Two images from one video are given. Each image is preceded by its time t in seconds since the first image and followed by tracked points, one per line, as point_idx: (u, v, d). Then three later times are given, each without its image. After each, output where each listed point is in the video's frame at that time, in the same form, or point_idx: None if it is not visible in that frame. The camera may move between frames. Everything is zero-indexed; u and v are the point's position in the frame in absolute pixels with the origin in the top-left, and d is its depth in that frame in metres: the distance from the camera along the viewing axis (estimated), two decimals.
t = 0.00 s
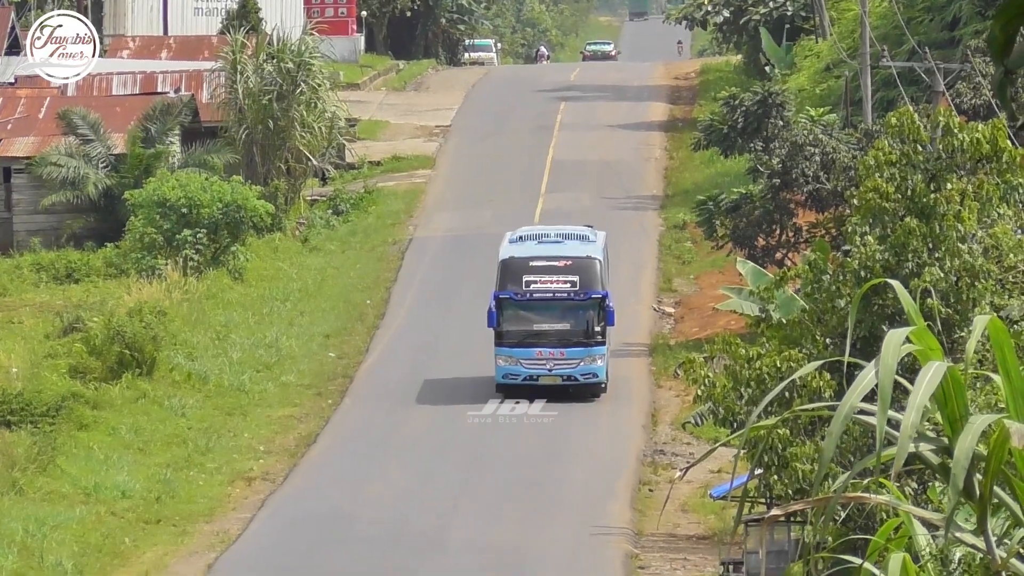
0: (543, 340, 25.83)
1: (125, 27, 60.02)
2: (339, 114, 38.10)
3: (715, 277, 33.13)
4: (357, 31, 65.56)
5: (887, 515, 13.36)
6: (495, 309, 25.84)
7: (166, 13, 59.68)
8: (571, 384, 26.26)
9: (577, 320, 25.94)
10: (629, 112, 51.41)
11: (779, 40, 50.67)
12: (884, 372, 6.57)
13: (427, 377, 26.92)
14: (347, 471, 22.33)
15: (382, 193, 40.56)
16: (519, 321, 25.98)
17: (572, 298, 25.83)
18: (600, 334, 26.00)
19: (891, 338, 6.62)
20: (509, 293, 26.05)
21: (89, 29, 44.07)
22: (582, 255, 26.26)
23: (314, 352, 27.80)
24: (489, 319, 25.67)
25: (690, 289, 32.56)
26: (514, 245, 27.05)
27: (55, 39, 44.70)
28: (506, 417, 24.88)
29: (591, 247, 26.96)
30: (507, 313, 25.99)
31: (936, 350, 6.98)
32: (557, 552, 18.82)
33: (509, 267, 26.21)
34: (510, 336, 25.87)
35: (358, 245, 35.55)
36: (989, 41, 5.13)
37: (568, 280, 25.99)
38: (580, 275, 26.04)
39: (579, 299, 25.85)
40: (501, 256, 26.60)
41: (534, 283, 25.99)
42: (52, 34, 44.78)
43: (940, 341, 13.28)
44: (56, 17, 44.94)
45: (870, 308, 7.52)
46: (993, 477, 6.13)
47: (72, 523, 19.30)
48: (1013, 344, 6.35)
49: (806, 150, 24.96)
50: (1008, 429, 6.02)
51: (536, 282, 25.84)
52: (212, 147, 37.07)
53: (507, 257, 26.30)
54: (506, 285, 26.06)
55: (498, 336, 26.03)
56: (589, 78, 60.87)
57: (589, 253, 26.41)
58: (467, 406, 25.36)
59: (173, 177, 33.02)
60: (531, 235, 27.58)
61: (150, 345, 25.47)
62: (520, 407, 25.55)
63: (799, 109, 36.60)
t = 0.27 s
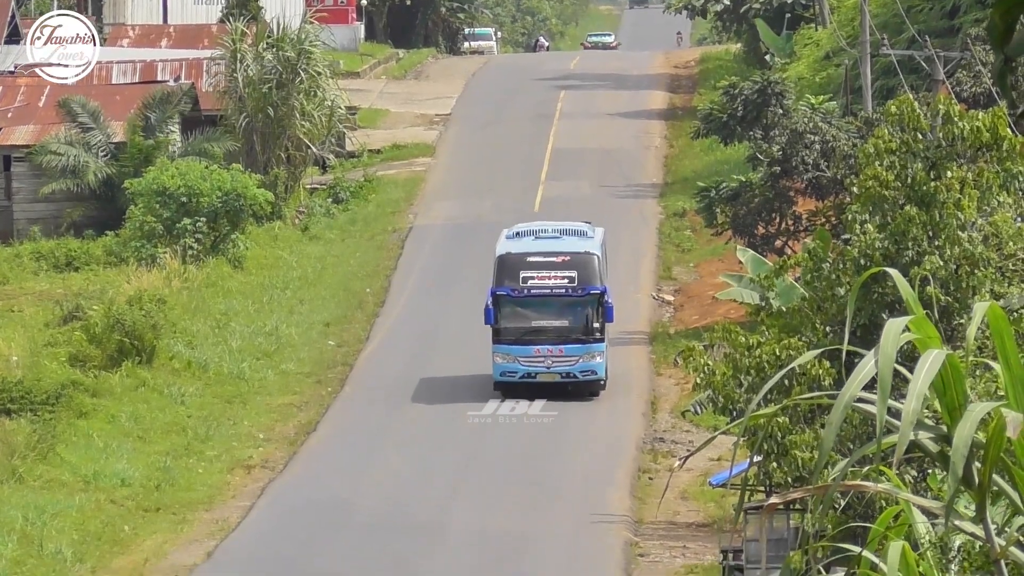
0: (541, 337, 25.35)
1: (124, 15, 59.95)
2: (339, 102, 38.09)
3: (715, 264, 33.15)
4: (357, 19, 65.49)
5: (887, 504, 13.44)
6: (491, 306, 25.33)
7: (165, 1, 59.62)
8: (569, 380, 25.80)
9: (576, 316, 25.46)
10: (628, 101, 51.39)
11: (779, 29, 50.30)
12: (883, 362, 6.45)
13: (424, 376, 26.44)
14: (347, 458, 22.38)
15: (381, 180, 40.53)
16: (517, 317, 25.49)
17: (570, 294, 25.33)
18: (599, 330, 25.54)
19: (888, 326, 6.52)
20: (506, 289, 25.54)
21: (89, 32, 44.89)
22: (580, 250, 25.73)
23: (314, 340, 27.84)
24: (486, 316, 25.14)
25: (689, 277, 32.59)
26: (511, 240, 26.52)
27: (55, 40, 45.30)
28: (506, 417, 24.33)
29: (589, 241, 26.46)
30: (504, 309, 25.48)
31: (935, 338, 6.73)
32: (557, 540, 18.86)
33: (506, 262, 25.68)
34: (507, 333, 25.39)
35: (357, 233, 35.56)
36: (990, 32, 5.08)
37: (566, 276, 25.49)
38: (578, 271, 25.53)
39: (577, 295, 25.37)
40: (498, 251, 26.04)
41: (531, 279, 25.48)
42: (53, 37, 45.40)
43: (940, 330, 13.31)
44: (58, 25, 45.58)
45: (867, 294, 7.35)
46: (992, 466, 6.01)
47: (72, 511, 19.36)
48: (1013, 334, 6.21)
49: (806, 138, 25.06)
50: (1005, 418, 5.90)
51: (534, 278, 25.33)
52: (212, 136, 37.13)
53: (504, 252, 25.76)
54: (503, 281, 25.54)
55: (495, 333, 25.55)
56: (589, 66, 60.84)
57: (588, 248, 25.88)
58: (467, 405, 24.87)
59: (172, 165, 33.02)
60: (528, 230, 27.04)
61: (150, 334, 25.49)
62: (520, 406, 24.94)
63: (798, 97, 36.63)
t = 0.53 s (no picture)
0: (537, 336, 24.76)
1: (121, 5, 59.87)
2: (336, 92, 38.08)
3: (714, 254, 33.16)
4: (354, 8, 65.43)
5: (885, 493, 13.57)
6: (486, 305, 24.72)
7: None
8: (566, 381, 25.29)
9: (572, 315, 24.84)
10: (626, 90, 51.37)
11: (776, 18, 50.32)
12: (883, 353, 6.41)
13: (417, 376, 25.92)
14: (345, 449, 22.39)
15: (379, 170, 40.51)
16: (512, 316, 24.89)
17: (566, 292, 24.75)
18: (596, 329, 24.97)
19: (889, 316, 6.52)
20: (501, 287, 24.93)
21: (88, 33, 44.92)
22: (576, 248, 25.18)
23: (312, 330, 27.86)
24: (481, 315, 24.55)
25: (687, 267, 32.59)
26: (506, 238, 25.97)
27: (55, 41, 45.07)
28: (506, 418, 23.83)
29: (585, 239, 25.87)
30: (499, 308, 24.88)
31: (933, 327, 6.79)
32: (556, 531, 18.90)
33: (501, 260, 25.08)
34: (502, 333, 24.80)
35: (355, 223, 35.55)
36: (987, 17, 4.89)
37: (562, 274, 24.88)
38: (574, 269, 24.96)
39: (573, 294, 24.76)
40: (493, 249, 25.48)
41: (526, 277, 24.87)
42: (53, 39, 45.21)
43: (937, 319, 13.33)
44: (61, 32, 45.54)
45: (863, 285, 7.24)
46: (991, 456, 6.04)
47: (70, 501, 19.38)
48: (1011, 324, 6.14)
49: (804, 127, 25.09)
50: (1003, 408, 5.92)
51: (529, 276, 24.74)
52: (210, 126, 36.76)
53: (499, 250, 25.20)
54: (498, 279, 24.97)
55: (490, 333, 24.95)
56: (586, 56, 60.81)
57: (584, 246, 25.32)
58: (464, 406, 24.37)
59: (170, 155, 33.01)
60: (523, 228, 26.49)
61: (147, 324, 25.50)
62: (520, 406, 24.45)
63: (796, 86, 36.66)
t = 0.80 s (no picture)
0: (535, 335, 24.29)
1: None
2: (335, 82, 38.05)
3: (713, 244, 33.16)
4: None
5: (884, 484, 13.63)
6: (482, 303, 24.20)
7: None
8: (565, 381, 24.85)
9: (570, 314, 24.31)
10: (625, 80, 51.34)
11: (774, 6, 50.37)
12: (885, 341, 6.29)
13: (413, 376, 25.41)
14: (344, 439, 22.41)
15: (379, 160, 40.46)
16: (509, 315, 24.39)
17: (565, 290, 24.19)
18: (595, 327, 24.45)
19: (890, 303, 6.43)
20: (498, 285, 24.39)
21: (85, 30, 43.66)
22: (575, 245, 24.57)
23: (312, 320, 27.89)
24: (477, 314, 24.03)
25: (687, 256, 32.60)
26: (504, 235, 25.40)
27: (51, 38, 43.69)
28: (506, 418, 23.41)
29: (585, 236, 25.27)
30: (496, 306, 24.37)
31: (934, 316, 6.72)
32: (555, 520, 18.94)
33: (498, 258, 24.51)
34: (499, 332, 24.31)
35: (355, 213, 35.53)
36: (983, 9, 4.80)
37: (561, 272, 24.31)
38: (573, 267, 24.40)
39: (572, 292, 24.20)
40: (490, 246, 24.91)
41: (524, 276, 24.31)
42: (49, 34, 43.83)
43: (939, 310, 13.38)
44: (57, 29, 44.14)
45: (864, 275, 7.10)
46: (993, 444, 6.06)
47: (70, 491, 19.41)
48: (1009, 311, 6.16)
49: (803, 117, 25.28)
50: (1008, 400, 5.87)
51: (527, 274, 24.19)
52: (209, 115, 37.00)
53: (496, 247, 24.63)
54: (495, 277, 24.43)
55: (487, 332, 24.46)
56: (585, 46, 60.74)
57: (583, 243, 24.73)
58: (461, 406, 23.91)
59: (168, 145, 32.96)
60: (521, 224, 25.93)
61: (147, 314, 25.50)
62: (520, 406, 24.03)
63: (795, 76, 36.68)
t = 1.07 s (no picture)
0: (540, 335, 24.10)
1: None
2: (343, 73, 38.07)
3: (721, 235, 33.15)
4: None
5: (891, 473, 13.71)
6: (488, 303, 24.08)
7: None
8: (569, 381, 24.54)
9: (577, 314, 24.13)
10: (633, 71, 51.28)
11: None
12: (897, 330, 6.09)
13: (416, 379, 24.90)
14: (351, 430, 22.44)
15: (386, 151, 40.45)
16: (514, 315, 24.24)
17: (571, 290, 24.04)
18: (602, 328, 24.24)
19: (900, 294, 6.18)
20: (504, 285, 24.31)
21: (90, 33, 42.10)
22: (582, 245, 24.43)
23: (320, 311, 27.93)
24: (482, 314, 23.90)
25: (694, 247, 32.59)
26: (511, 234, 25.28)
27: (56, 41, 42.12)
28: (507, 419, 23.07)
29: (592, 237, 25.16)
30: (501, 306, 24.23)
31: (944, 305, 6.44)
32: (562, 510, 18.99)
33: (504, 257, 24.46)
34: (504, 331, 24.15)
35: (362, 204, 35.55)
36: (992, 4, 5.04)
37: (567, 272, 24.20)
38: (579, 267, 24.25)
39: (578, 292, 24.05)
40: (496, 246, 24.81)
41: (530, 275, 24.23)
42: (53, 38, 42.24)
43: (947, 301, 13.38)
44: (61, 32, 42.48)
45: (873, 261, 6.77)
46: (1001, 434, 5.95)
47: (77, 481, 19.46)
48: (1019, 297, 5.87)
49: (811, 107, 25.23)
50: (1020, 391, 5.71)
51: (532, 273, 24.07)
52: (216, 107, 36.95)
53: (502, 247, 24.53)
54: (501, 277, 24.32)
55: (491, 332, 24.30)
56: (593, 36, 60.66)
57: (590, 242, 24.59)
58: (462, 408, 23.49)
59: (176, 136, 32.98)
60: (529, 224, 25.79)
61: (154, 305, 25.54)
62: (521, 406, 23.76)
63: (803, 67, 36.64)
